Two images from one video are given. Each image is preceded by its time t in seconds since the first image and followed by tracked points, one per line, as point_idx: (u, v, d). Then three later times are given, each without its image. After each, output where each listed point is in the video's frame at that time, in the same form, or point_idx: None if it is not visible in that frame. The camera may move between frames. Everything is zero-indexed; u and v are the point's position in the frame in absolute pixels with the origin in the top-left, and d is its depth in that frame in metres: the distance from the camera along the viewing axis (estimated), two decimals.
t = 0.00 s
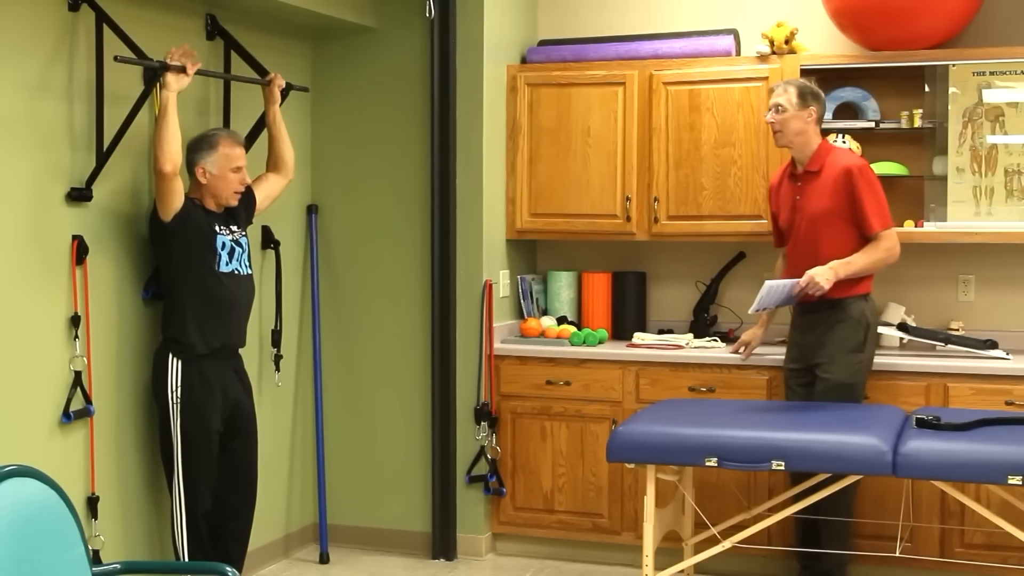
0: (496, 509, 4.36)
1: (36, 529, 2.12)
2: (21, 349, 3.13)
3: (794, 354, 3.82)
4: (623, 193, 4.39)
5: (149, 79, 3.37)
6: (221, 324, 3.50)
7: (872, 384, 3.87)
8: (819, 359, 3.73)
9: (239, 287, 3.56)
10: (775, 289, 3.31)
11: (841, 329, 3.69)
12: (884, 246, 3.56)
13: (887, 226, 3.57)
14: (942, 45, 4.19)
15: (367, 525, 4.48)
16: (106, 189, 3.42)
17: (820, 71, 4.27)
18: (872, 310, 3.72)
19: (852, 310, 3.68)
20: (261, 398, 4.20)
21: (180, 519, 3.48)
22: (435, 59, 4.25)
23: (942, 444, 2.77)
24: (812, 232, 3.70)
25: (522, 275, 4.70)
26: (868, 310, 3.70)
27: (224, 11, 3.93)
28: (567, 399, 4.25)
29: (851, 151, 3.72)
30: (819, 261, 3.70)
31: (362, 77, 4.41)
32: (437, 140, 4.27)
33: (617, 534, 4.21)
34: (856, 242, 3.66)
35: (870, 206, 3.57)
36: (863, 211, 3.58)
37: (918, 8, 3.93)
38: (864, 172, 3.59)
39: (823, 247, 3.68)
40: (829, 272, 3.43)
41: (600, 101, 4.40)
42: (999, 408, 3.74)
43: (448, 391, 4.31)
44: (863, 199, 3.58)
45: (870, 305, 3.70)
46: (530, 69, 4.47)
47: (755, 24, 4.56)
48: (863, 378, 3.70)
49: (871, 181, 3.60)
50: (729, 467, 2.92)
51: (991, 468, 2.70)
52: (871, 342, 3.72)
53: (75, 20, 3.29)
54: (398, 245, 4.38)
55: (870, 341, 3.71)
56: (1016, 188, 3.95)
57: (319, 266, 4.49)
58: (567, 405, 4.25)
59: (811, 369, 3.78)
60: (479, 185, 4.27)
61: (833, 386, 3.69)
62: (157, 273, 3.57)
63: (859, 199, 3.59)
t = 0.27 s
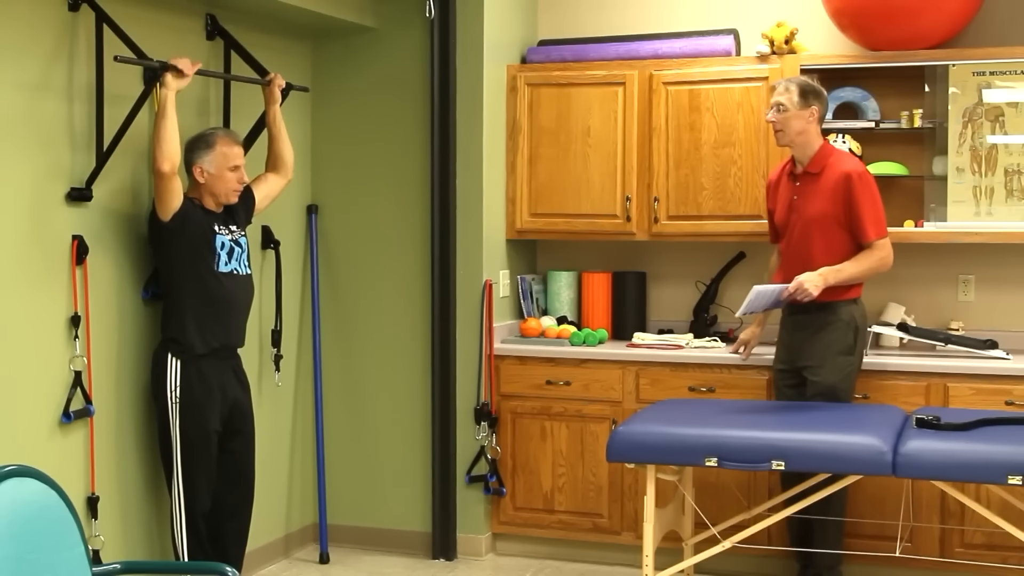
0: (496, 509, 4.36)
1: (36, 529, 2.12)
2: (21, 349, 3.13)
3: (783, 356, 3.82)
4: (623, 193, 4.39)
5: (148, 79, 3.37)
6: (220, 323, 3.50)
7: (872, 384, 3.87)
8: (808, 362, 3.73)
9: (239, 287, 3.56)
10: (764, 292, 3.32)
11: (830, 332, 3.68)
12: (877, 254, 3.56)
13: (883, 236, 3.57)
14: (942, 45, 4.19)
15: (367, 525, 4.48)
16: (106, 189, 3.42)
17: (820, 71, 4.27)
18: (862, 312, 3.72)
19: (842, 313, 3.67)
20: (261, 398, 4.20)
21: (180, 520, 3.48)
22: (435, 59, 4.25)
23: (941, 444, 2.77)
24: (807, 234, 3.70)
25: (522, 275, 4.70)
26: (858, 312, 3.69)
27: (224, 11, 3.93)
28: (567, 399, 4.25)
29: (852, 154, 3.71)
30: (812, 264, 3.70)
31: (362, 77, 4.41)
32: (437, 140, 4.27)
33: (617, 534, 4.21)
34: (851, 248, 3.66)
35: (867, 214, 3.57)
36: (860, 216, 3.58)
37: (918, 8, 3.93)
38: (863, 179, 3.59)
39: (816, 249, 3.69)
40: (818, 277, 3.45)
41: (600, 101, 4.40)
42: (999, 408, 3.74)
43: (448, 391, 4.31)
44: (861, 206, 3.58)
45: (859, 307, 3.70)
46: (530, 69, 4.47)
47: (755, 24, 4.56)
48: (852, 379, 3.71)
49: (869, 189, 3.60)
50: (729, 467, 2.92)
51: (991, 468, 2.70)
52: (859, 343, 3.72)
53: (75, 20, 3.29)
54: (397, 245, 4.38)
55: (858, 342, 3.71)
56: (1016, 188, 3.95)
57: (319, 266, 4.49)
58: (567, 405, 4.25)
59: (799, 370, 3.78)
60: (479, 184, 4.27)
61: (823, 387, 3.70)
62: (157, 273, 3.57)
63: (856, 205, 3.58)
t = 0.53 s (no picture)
0: (496, 509, 4.36)
1: (36, 529, 2.12)
2: (21, 349, 3.13)
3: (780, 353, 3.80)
4: (623, 193, 4.39)
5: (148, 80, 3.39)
6: (220, 323, 3.50)
7: (872, 384, 3.87)
8: (807, 363, 3.73)
9: (238, 286, 3.56)
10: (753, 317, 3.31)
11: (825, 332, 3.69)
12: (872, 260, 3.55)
13: (880, 243, 3.56)
14: (942, 45, 4.19)
15: (367, 525, 4.48)
16: (106, 189, 3.42)
17: (821, 71, 4.27)
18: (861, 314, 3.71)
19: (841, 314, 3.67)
20: (261, 398, 4.20)
21: (180, 520, 3.48)
22: (435, 59, 4.25)
23: (941, 444, 2.77)
24: (803, 237, 3.71)
25: (522, 275, 4.70)
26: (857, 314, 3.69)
27: (224, 11, 3.93)
28: (567, 399, 4.25)
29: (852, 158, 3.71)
30: (807, 266, 3.71)
31: (363, 76, 4.41)
32: (437, 140, 4.27)
33: (617, 534, 4.21)
34: (847, 253, 3.66)
35: (863, 219, 3.57)
36: (857, 221, 3.58)
37: (918, 8, 3.93)
38: (861, 185, 3.59)
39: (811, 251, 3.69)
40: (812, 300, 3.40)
41: (600, 101, 4.40)
42: (999, 408, 3.74)
43: (448, 391, 4.31)
44: (858, 211, 3.58)
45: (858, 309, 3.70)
46: (530, 69, 4.47)
47: (755, 24, 4.56)
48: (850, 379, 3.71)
49: (867, 194, 3.60)
50: (729, 467, 2.92)
51: (992, 468, 2.70)
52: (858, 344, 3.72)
53: (75, 20, 3.29)
54: (397, 245, 4.38)
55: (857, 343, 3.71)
56: (1016, 188, 3.95)
57: (319, 267, 4.49)
58: (566, 405, 4.25)
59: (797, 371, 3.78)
60: (479, 184, 4.27)
61: (821, 387, 3.70)
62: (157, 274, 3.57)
63: (854, 209, 3.59)
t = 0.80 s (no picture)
0: (496, 509, 4.36)
1: (36, 529, 2.12)
2: (21, 349, 3.12)
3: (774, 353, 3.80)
4: (623, 193, 4.39)
5: (149, 79, 3.37)
6: (221, 322, 3.50)
7: (872, 384, 3.88)
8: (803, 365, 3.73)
9: (240, 285, 3.56)
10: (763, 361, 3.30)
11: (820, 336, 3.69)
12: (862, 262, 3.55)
13: (871, 242, 3.56)
14: (942, 45, 4.19)
15: (367, 525, 4.48)
16: (106, 190, 3.41)
17: (821, 71, 4.27)
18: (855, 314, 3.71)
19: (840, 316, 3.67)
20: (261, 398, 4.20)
21: (180, 520, 3.48)
22: (435, 59, 4.25)
23: (941, 444, 2.77)
24: (794, 236, 3.71)
25: (522, 275, 4.70)
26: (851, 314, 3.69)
27: (224, 11, 3.93)
28: (567, 399, 4.25)
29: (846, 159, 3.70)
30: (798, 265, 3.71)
31: (363, 76, 4.41)
32: (437, 141, 4.27)
33: (617, 534, 4.21)
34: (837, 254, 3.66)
35: (855, 220, 3.57)
36: (849, 222, 3.58)
37: (919, 8, 3.93)
38: (853, 185, 3.58)
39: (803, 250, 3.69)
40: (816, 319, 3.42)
41: (600, 101, 4.40)
42: (999, 408, 3.74)
43: (448, 391, 4.31)
44: (850, 212, 3.57)
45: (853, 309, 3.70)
46: (530, 69, 4.47)
47: (755, 24, 4.56)
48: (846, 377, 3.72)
49: (860, 195, 3.59)
50: (729, 467, 2.92)
51: (992, 468, 2.70)
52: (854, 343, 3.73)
53: (75, 20, 3.29)
54: (397, 245, 4.38)
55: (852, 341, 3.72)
56: (1016, 188, 3.95)
57: (319, 266, 4.49)
58: (566, 405, 4.25)
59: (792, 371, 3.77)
60: (479, 184, 4.27)
61: (818, 389, 3.70)
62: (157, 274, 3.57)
63: (846, 209, 3.58)
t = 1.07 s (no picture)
0: (496, 509, 4.36)
1: (36, 530, 2.12)
2: (21, 349, 3.12)
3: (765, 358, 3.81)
4: (623, 193, 4.39)
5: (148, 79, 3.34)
6: (224, 321, 3.50)
7: (872, 384, 3.88)
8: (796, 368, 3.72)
9: (241, 283, 3.57)
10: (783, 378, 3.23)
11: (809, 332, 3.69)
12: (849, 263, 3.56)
13: (859, 239, 3.56)
14: (942, 45, 4.19)
15: (367, 525, 4.48)
16: (106, 190, 3.42)
17: (821, 71, 4.27)
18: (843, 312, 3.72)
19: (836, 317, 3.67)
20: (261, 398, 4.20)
21: (180, 521, 3.48)
22: (435, 59, 4.25)
23: (941, 444, 2.77)
24: (786, 234, 3.70)
25: (522, 275, 4.70)
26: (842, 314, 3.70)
27: (224, 11, 3.93)
28: (567, 399, 4.25)
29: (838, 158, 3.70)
30: (789, 262, 3.71)
31: (363, 76, 4.41)
32: (437, 141, 4.27)
33: (617, 534, 4.21)
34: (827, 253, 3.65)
35: (845, 217, 3.56)
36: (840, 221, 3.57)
37: (918, 8, 3.93)
38: (843, 180, 3.58)
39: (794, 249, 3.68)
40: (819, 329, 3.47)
41: (600, 102, 4.40)
42: (999, 408, 3.74)
43: (448, 391, 4.31)
44: (840, 209, 3.57)
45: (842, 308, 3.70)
46: (530, 69, 4.47)
47: (755, 24, 4.56)
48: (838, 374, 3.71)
49: (850, 192, 3.58)
50: (729, 467, 2.92)
51: (992, 468, 2.70)
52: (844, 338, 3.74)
53: (75, 20, 3.29)
54: (397, 245, 4.38)
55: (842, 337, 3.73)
56: (1016, 188, 3.95)
57: (319, 266, 4.49)
58: (566, 405, 4.25)
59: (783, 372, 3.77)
60: (479, 184, 4.27)
61: (811, 390, 3.70)
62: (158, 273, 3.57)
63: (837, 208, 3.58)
